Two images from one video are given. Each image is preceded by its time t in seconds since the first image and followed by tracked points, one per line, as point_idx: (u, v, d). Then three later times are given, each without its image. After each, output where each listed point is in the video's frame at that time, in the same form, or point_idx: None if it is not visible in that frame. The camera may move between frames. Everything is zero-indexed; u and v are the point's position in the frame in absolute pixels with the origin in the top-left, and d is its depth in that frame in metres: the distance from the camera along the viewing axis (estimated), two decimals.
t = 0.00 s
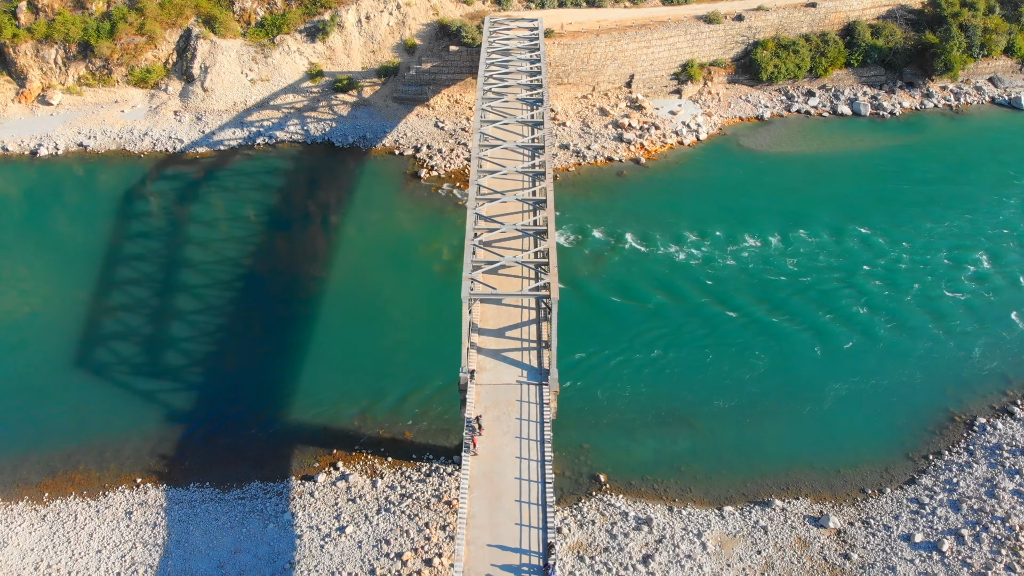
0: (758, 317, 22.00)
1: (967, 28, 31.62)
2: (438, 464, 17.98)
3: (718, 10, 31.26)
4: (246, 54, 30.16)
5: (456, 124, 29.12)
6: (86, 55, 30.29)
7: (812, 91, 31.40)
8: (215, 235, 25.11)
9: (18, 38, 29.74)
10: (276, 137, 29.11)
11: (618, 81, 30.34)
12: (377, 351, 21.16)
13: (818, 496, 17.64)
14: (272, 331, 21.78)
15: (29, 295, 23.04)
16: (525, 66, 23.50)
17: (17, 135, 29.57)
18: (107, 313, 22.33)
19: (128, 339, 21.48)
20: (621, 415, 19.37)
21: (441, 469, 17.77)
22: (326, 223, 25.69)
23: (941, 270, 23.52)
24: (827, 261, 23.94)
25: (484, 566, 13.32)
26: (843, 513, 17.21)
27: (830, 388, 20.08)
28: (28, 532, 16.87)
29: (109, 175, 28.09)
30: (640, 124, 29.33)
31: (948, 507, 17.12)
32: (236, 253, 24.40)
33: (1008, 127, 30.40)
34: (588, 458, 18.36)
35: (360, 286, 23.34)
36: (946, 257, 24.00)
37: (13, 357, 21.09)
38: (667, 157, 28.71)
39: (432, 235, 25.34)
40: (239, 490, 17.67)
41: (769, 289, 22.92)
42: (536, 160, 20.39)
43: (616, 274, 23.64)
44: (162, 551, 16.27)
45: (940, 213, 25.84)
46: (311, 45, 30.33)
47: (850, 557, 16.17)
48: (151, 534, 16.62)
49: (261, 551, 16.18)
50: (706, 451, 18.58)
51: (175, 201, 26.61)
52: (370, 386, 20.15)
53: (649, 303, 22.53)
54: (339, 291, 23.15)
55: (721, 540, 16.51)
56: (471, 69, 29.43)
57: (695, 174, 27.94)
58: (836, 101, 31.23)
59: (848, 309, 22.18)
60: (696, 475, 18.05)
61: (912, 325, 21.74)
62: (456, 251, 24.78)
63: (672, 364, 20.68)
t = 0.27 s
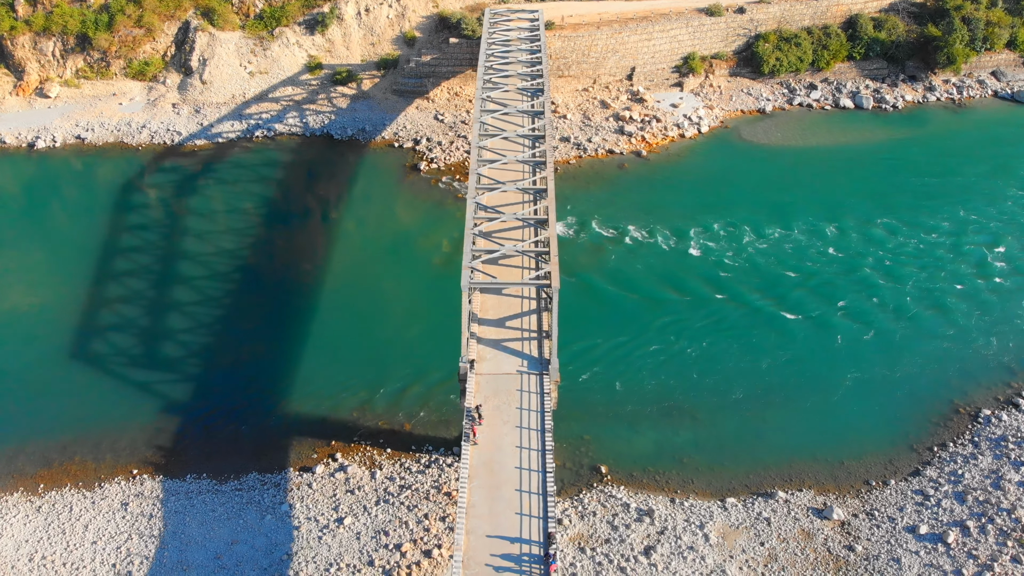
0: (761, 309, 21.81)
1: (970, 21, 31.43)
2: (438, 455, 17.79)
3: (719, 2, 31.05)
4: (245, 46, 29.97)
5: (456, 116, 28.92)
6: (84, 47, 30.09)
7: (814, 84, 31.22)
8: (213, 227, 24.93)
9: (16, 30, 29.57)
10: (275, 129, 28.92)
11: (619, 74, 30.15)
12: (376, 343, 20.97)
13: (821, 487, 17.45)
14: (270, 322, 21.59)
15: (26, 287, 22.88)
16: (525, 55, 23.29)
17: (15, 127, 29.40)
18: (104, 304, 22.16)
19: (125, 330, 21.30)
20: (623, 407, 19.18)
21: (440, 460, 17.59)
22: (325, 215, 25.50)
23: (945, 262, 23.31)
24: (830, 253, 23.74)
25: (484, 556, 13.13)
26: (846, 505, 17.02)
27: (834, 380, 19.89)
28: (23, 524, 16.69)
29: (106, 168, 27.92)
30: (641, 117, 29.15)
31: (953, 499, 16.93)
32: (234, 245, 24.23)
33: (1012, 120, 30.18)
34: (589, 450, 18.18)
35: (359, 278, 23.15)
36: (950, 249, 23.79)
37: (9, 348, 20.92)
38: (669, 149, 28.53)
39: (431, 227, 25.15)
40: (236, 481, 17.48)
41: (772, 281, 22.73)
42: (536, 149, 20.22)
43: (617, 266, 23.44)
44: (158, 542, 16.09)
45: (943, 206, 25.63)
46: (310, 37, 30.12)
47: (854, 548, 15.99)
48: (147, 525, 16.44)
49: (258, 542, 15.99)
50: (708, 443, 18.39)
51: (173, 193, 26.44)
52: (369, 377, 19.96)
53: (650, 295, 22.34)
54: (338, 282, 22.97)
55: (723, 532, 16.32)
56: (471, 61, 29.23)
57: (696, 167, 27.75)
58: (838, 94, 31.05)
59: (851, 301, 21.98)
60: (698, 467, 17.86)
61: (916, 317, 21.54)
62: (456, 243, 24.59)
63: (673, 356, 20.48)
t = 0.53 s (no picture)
0: (764, 299, 21.59)
1: (972, 13, 31.25)
2: (437, 445, 17.57)
3: None
4: (243, 37, 29.77)
5: (456, 108, 28.67)
6: (82, 39, 29.89)
7: (816, 76, 31.02)
8: (210, 218, 24.72)
9: (12, 20, 29.33)
10: (273, 121, 28.70)
11: (620, 65, 29.96)
12: (375, 333, 20.75)
13: (826, 477, 17.24)
14: (267, 313, 21.36)
15: (21, 278, 22.66)
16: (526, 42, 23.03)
17: (11, 119, 29.17)
18: (99, 295, 21.95)
19: (121, 320, 21.08)
20: (624, 397, 18.95)
21: (439, 450, 17.37)
22: (323, 206, 25.28)
23: (949, 252, 23.09)
24: (833, 243, 23.53)
25: (484, 544, 12.91)
26: (851, 495, 16.80)
27: (837, 370, 19.66)
28: (16, 513, 16.46)
29: (103, 159, 27.68)
30: (642, 108, 28.94)
31: (958, 488, 16.72)
32: (231, 235, 24.01)
33: (1015, 112, 29.96)
34: (590, 440, 17.96)
35: (358, 268, 22.93)
36: (954, 240, 23.58)
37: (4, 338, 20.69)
38: (670, 141, 28.32)
39: (431, 218, 24.93)
40: (232, 471, 17.26)
41: (775, 271, 22.51)
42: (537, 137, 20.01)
43: (619, 256, 23.20)
44: (153, 532, 15.86)
45: (947, 196, 25.39)
46: (309, 28, 29.90)
47: (859, 539, 15.77)
48: (142, 515, 16.21)
49: (254, 532, 15.76)
50: (711, 433, 18.17)
51: (170, 183, 26.23)
52: (367, 367, 19.74)
53: (651, 285, 22.12)
54: (337, 273, 22.75)
55: (726, 522, 16.10)
56: (471, 53, 29.08)
57: (698, 158, 27.54)
58: (841, 86, 30.84)
59: (855, 291, 21.76)
60: (700, 457, 17.66)
61: (920, 307, 21.31)
62: (456, 233, 24.37)
63: (675, 346, 20.26)
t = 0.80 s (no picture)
0: (768, 284, 21.29)
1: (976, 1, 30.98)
2: (436, 430, 17.27)
3: None
4: (241, 24, 29.48)
5: (455, 95, 28.34)
6: (77, 26, 29.61)
7: (820, 64, 30.72)
8: (207, 204, 24.43)
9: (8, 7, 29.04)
10: (271, 108, 28.41)
11: (621, 52, 29.66)
12: (373, 318, 20.45)
13: (832, 463, 16.94)
14: (264, 298, 21.07)
15: (15, 264, 22.38)
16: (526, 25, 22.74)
17: (7, 107, 28.88)
18: (94, 280, 21.67)
19: (116, 306, 20.79)
20: (626, 382, 18.66)
21: (438, 435, 17.07)
22: (322, 192, 24.98)
23: (956, 238, 22.78)
24: (838, 229, 23.23)
25: (484, 525, 12.62)
26: (857, 480, 16.50)
27: (843, 356, 19.36)
28: (7, 499, 16.17)
29: (99, 146, 27.38)
30: (644, 95, 28.63)
31: (967, 473, 16.41)
32: (228, 222, 23.71)
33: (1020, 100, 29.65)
34: (591, 425, 17.66)
35: (356, 255, 22.62)
36: (960, 226, 23.26)
37: None
38: (672, 128, 28.02)
39: (430, 204, 24.63)
40: (228, 456, 16.95)
41: (779, 257, 22.20)
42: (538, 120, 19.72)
43: (621, 242, 22.89)
44: (146, 517, 15.56)
45: (954, 183, 25.07)
46: (307, 15, 29.61)
47: (867, 524, 15.46)
48: (135, 500, 15.92)
49: (250, 517, 15.46)
50: (715, 418, 17.88)
51: (166, 170, 25.93)
52: (365, 353, 19.44)
53: (654, 271, 21.81)
54: (335, 259, 22.45)
55: (731, 507, 15.80)
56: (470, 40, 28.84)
57: (701, 145, 27.24)
58: (844, 74, 30.54)
59: (860, 277, 21.45)
60: (704, 442, 17.36)
61: (926, 293, 21.00)
62: (455, 219, 24.07)
63: (678, 332, 19.94)
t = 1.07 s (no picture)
0: (772, 270, 21.00)
1: None
2: (435, 415, 16.98)
3: None
4: (238, 11, 29.15)
5: (455, 83, 28.06)
6: (74, 13, 29.25)
7: (823, 52, 30.44)
8: (203, 191, 24.14)
9: None
10: (268, 96, 28.12)
11: (623, 40, 29.38)
12: (371, 304, 20.14)
13: (838, 448, 16.65)
14: (260, 284, 20.77)
15: (9, 250, 22.09)
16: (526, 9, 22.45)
17: (3, 94, 28.60)
18: (89, 266, 21.39)
19: (110, 291, 20.50)
20: (628, 367, 18.36)
21: (438, 420, 16.77)
22: (320, 179, 24.68)
23: (961, 225, 22.48)
24: (842, 216, 22.94)
25: (484, 506, 12.32)
26: (864, 465, 16.20)
27: (848, 341, 19.07)
28: None
29: (94, 133, 27.08)
30: (646, 83, 28.35)
31: (976, 459, 16.11)
32: (224, 208, 23.43)
33: None
34: (593, 410, 17.38)
35: (354, 241, 22.33)
36: (966, 212, 22.97)
37: None
38: (674, 115, 27.73)
39: (429, 191, 24.34)
40: (223, 441, 16.65)
41: (783, 243, 21.89)
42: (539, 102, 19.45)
43: (623, 229, 22.59)
44: (139, 501, 15.26)
45: (959, 170, 24.76)
46: (306, 3, 29.31)
47: (874, 509, 15.16)
48: (128, 485, 15.62)
49: (245, 502, 15.16)
50: (718, 403, 17.58)
51: (163, 157, 25.64)
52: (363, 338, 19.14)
53: (656, 257, 21.50)
54: (333, 245, 22.15)
55: (735, 492, 15.51)
56: (469, 26, 28.51)
57: (703, 132, 26.95)
58: (848, 62, 30.26)
59: (865, 263, 21.14)
60: (708, 427, 17.07)
61: (932, 279, 20.69)
62: (455, 206, 23.78)
63: (680, 317, 19.65)
